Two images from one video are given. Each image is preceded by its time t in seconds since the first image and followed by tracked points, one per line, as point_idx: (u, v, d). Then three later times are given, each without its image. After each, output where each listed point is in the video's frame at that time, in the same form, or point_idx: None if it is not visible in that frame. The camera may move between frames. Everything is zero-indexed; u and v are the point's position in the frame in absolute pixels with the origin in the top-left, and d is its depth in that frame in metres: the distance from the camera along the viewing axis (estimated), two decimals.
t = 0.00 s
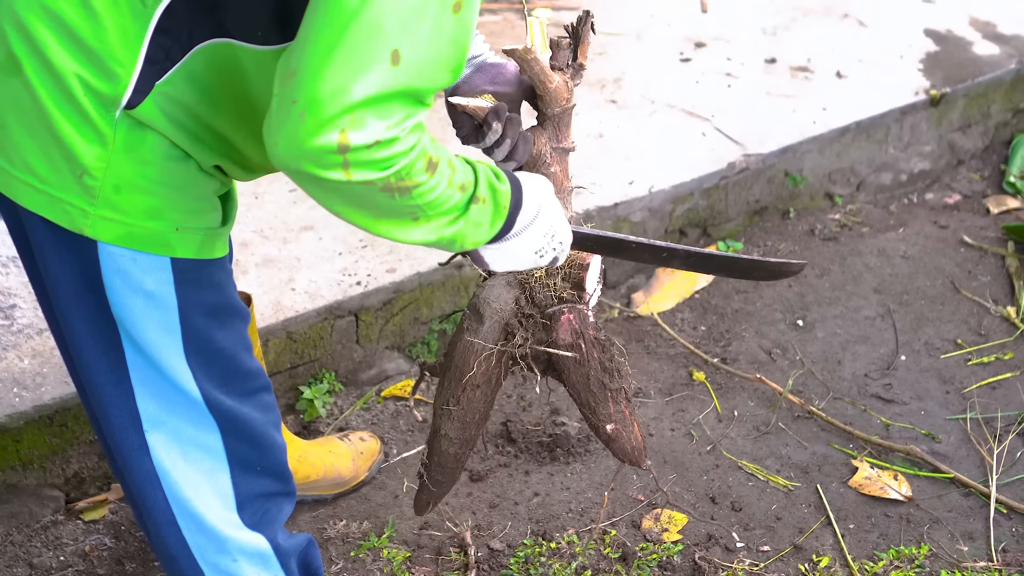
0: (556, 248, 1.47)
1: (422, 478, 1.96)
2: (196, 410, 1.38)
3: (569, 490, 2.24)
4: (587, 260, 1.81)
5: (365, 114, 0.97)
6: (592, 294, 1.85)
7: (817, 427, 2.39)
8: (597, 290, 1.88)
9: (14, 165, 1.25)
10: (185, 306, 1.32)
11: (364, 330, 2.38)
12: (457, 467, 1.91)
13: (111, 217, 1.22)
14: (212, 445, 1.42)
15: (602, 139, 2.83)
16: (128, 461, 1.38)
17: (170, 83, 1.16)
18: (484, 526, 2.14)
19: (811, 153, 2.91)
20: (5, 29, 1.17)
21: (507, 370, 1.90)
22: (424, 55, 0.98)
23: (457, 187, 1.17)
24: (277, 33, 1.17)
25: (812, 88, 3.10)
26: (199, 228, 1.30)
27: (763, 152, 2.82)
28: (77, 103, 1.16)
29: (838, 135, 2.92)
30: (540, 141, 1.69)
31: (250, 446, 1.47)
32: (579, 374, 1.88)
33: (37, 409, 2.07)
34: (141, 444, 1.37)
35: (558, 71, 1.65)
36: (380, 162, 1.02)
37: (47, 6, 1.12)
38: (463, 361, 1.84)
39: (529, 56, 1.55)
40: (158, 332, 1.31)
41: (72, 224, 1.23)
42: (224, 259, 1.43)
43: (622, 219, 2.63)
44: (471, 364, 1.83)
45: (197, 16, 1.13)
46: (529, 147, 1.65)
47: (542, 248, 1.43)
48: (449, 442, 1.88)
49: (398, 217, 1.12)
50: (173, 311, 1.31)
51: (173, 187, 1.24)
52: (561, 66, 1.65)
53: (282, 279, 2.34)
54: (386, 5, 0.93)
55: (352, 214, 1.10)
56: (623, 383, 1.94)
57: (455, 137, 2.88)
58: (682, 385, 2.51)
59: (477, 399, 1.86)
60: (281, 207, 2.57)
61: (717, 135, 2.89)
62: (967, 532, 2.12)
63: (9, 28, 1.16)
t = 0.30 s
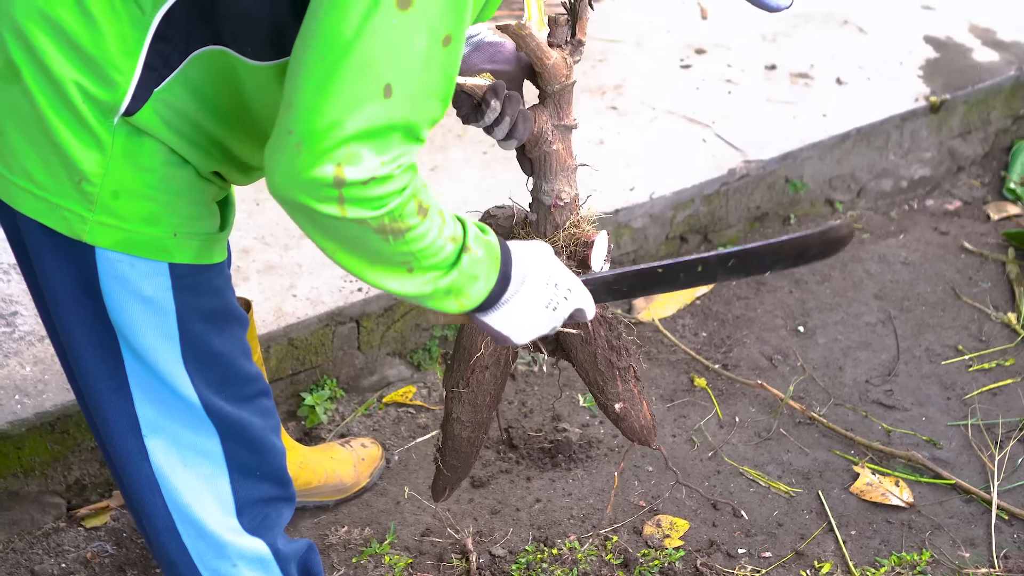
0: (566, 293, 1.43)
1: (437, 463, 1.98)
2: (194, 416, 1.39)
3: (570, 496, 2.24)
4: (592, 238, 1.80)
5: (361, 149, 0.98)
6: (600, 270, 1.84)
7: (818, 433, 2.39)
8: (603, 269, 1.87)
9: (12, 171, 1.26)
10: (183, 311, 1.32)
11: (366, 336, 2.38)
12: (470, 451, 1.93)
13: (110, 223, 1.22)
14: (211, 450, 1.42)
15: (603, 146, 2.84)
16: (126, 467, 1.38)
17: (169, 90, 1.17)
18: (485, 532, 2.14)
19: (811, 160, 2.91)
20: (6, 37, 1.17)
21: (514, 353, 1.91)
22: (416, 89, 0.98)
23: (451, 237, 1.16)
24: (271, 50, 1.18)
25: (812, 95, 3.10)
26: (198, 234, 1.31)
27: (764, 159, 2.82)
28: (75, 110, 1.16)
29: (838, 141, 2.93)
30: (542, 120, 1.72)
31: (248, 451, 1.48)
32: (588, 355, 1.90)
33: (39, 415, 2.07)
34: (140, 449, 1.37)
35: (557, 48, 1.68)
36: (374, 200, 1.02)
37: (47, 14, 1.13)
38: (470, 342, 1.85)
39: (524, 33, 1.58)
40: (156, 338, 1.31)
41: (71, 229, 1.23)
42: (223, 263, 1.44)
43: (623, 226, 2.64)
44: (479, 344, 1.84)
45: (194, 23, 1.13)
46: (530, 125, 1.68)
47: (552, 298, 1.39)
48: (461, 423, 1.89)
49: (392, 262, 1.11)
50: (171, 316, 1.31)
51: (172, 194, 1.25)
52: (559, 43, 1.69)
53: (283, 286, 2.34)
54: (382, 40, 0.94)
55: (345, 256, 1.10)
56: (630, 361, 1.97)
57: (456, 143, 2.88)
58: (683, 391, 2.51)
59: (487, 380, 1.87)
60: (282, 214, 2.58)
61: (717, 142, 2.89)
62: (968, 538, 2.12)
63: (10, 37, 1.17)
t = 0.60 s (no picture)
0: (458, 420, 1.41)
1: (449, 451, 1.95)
2: (198, 415, 1.39)
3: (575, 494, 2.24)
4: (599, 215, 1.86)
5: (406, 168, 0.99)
6: (607, 251, 1.90)
7: (822, 431, 2.39)
8: (609, 249, 1.92)
9: (18, 171, 1.26)
10: (187, 310, 1.33)
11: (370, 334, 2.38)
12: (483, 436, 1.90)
13: (115, 221, 1.22)
14: (215, 449, 1.43)
15: (607, 144, 2.85)
16: (130, 466, 1.38)
17: (173, 89, 1.18)
18: (489, 530, 2.14)
19: (815, 159, 2.91)
20: (11, 35, 1.17)
21: (523, 335, 1.93)
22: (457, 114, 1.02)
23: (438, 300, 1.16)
24: (277, 48, 1.18)
25: (816, 94, 3.10)
26: (202, 232, 1.31)
27: (767, 158, 2.82)
28: (81, 108, 1.16)
29: (842, 141, 2.93)
30: (546, 99, 1.71)
31: (251, 450, 1.48)
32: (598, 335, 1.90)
33: (44, 413, 2.08)
34: (144, 449, 1.38)
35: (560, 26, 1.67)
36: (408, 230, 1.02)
37: (54, 13, 1.14)
38: (480, 325, 1.85)
39: (527, 10, 1.54)
40: (161, 337, 1.32)
41: (76, 228, 1.23)
42: (226, 262, 1.44)
43: (626, 225, 2.64)
44: (489, 327, 1.84)
45: (199, 19, 1.14)
46: (535, 104, 1.67)
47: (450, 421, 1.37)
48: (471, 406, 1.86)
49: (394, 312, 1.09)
50: (176, 315, 1.32)
51: (178, 192, 1.25)
52: (563, 21, 1.68)
53: (288, 284, 2.35)
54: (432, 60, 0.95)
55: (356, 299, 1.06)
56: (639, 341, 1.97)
57: (460, 142, 2.89)
58: (687, 390, 2.51)
59: (497, 363, 1.86)
60: (286, 213, 2.58)
61: (721, 141, 2.89)
62: (973, 537, 2.12)
63: (15, 34, 1.17)
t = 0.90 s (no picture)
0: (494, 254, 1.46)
1: (439, 468, 1.92)
2: (198, 415, 1.39)
3: (572, 494, 2.23)
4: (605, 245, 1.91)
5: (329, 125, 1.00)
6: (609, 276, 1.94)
7: (820, 430, 2.39)
8: (612, 276, 1.97)
9: (19, 172, 1.26)
10: (188, 311, 1.32)
11: (366, 335, 2.38)
12: (476, 455, 1.88)
13: (116, 223, 1.22)
14: (215, 450, 1.42)
15: (603, 144, 2.84)
16: (129, 467, 1.39)
17: (173, 89, 1.17)
18: (486, 531, 2.14)
19: (812, 158, 2.91)
20: (13, 36, 1.17)
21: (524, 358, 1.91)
22: (400, 75, 1.01)
23: (406, 196, 1.18)
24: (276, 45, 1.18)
25: (813, 94, 3.10)
26: (202, 233, 1.31)
27: (764, 157, 2.82)
28: (82, 110, 1.16)
29: (839, 140, 2.92)
30: (554, 127, 1.74)
31: (252, 451, 1.47)
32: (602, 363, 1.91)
33: (40, 416, 2.07)
34: (144, 449, 1.38)
35: (570, 56, 1.71)
36: (340, 168, 1.05)
37: (54, 14, 1.12)
38: (483, 349, 1.85)
39: (544, 43, 1.58)
40: (161, 337, 1.32)
41: (77, 230, 1.23)
42: (228, 263, 1.44)
43: (623, 224, 2.63)
44: (492, 352, 1.84)
45: (199, 19, 1.13)
46: (543, 134, 1.71)
47: (482, 254, 1.41)
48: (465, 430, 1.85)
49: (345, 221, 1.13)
50: (176, 316, 1.31)
51: (177, 193, 1.25)
52: (571, 51, 1.72)
53: (284, 285, 2.34)
54: (359, 18, 0.95)
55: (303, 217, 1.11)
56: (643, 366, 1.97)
57: (457, 143, 2.88)
58: (684, 389, 2.51)
59: (498, 386, 1.86)
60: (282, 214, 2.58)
61: (718, 140, 2.89)
62: (970, 536, 2.12)
63: (16, 35, 1.16)
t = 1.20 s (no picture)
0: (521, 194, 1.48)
1: (444, 468, 1.91)
2: (198, 405, 1.38)
3: (569, 485, 2.23)
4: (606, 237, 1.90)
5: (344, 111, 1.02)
6: (611, 268, 1.93)
7: (817, 421, 2.39)
8: (614, 267, 1.95)
9: (17, 159, 1.25)
10: (188, 301, 1.32)
11: (363, 326, 2.37)
12: (480, 454, 1.87)
13: (115, 211, 1.22)
14: (214, 440, 1.42)
15: (600, 134, 2.84)
16: (128, 457, 1.38)
17: (174, 79, 1.17)
18: (483, 521, 2.14)
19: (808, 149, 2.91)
20: (11, 22, 1.15)
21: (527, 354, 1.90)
22: (407, 59, 1.02)
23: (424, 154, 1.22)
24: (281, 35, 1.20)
25: (810, 83, 3.10)
26: (202, 222, 1.30)
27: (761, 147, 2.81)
28: (82, 98, 1.14)
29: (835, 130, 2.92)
30: (551, 119, 1.70)
31: (250, 441, 1.47)
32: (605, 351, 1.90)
33: (35, 406, 2.06)
34: (143, 439, 1.37)
35: (566, 46, 1.67)
36: (355, 148, 1.07)
37: (55, 2, 1.11)
38: (485, 345, 1.82)
39: (539, 32, 1.55)
40: (162, 327, 1.31)
41: (76, 218, 1.22)
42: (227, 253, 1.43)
43: (620, 214, 2.63)
44: (496, 347, 1.82)
45: (201, 13, 1.14)
46: (540, 124, 1.67)
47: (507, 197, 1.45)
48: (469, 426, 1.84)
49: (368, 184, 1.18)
50: (176, 305, 1.31)
51: (177, 182, 1.24)
52: (568, 41, 1.67)
53: (280, 276, 2.34)
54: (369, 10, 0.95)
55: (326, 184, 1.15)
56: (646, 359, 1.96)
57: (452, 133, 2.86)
58: (681, 380, 2.51)
59: (501, 382, 1.84)
60: (278, 204, 2.57)
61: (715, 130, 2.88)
62: (966, 526, 2.12)
63: (15, 22, 1.15)
